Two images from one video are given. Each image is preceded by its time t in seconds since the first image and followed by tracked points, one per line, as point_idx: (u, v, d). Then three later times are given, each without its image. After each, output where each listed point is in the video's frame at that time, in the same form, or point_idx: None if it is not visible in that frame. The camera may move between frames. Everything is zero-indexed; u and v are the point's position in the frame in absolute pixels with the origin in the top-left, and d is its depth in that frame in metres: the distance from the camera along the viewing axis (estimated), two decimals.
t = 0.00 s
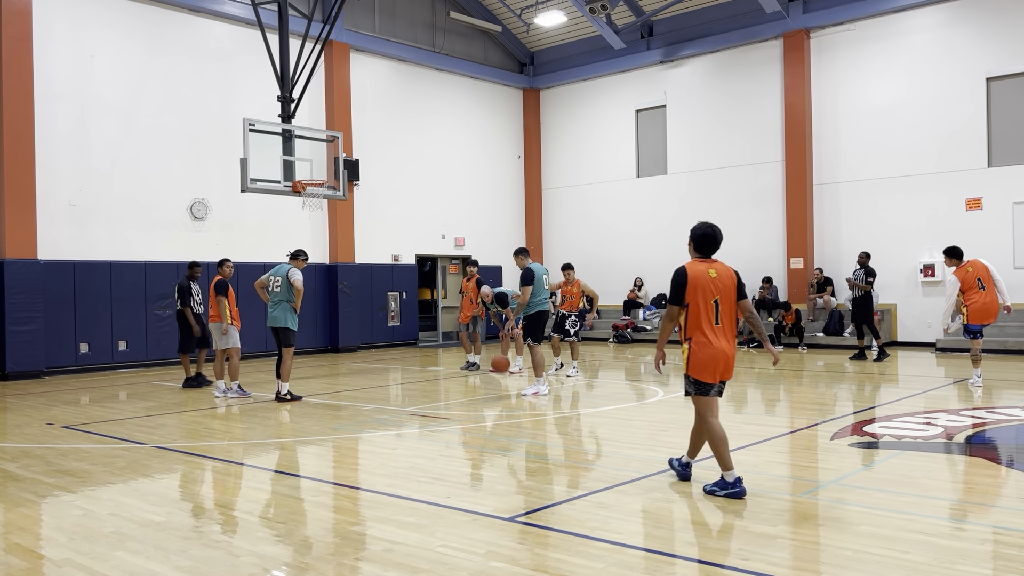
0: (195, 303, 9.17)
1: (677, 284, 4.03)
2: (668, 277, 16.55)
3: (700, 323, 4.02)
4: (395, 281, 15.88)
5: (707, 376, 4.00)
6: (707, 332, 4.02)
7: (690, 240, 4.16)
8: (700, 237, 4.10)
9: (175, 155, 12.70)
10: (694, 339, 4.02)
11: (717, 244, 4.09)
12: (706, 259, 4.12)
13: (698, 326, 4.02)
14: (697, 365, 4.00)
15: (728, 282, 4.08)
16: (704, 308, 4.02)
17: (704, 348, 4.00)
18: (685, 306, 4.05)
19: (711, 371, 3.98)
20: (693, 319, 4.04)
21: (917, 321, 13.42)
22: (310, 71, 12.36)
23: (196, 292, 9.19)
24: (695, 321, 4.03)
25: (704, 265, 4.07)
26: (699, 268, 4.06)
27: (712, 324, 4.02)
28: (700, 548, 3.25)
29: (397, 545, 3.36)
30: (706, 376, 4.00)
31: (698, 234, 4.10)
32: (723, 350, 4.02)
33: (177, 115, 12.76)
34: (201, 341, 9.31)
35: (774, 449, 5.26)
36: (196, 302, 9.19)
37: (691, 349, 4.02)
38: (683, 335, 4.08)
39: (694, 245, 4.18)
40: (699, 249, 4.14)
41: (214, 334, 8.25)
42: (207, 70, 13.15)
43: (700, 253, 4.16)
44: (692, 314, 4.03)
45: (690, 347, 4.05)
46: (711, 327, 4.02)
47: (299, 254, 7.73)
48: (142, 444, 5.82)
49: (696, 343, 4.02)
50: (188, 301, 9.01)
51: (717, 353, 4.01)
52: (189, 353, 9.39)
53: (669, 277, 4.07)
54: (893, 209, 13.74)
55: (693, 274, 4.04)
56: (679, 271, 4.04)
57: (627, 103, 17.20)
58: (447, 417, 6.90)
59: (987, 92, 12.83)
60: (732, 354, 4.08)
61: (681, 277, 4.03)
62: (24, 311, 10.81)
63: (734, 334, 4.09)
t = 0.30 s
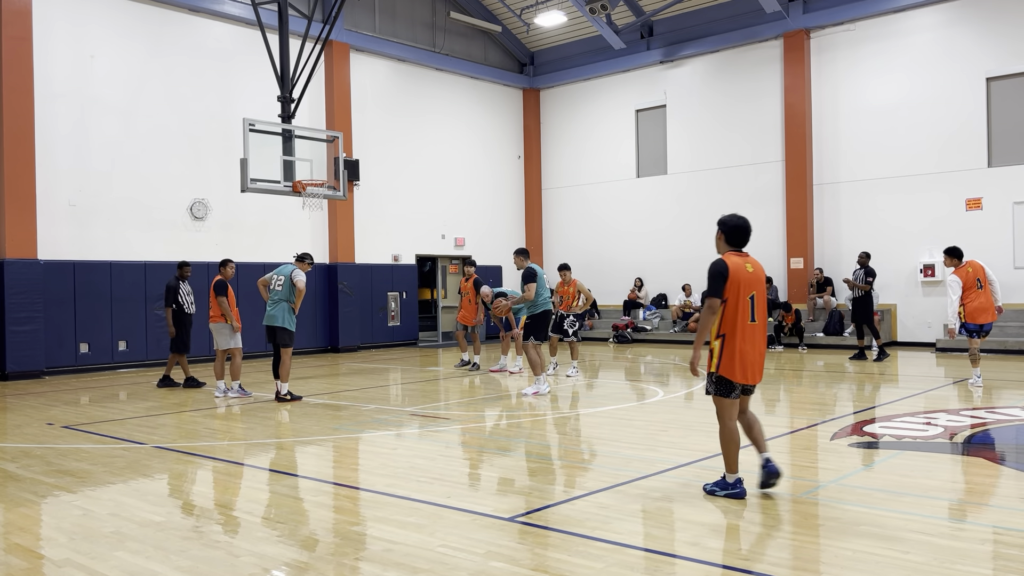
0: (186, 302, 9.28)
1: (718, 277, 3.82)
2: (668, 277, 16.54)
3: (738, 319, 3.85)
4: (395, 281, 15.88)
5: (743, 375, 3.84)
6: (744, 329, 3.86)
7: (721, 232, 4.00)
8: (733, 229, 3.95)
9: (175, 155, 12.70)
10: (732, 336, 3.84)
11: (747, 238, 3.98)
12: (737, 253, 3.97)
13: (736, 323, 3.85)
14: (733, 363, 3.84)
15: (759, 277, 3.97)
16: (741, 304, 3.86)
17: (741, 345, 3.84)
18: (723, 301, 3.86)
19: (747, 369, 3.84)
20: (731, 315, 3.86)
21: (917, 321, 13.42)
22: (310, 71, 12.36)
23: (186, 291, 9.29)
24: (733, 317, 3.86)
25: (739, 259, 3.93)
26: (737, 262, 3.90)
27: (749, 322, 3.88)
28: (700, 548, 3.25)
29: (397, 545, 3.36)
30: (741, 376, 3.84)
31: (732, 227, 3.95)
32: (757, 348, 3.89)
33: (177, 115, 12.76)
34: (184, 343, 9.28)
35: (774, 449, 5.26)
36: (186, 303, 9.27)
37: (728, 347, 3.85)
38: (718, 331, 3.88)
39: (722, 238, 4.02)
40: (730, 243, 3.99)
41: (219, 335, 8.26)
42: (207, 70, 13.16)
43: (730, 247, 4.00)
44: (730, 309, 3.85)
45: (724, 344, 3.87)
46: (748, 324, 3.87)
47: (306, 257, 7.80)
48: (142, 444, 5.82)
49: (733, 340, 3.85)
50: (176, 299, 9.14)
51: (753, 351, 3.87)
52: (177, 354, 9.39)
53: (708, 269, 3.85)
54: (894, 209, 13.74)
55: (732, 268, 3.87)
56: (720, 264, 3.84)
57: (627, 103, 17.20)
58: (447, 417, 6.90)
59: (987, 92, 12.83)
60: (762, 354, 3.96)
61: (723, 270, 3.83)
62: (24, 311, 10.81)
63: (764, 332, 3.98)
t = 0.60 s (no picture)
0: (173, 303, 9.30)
1: (763, 279, 3.68)
2: (668, 277, 16.55)
3: (780, 322, 3.73)
4: (394, 281, 15.88)
5: (783, 380, 3.73)
6: (787, 332, 3.74)
7: (766, 233, 3.84)
8: (779, 230, 3.79)
9: (175, 155, 12.70)
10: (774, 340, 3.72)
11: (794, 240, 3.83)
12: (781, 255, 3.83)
13: (780, 326, 3.72)
14: (774, 367, 3.72)
15: (801, 280, 3.84)
16: (784, 307, 3.74)
17: (783, 349, 3.72)
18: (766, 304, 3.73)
19: (788, 374, 3.73)
20: (774, 318, 3.73)
21: (917, 321, 13.42)
22: (310, 71, 12.36)
23: (175, 291, 9.29)
24: (776, 321, 3.72)
25: (784, 261, 3.79)
26: (782, 263, 3.76)
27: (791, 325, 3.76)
28: (700, 548, 3.25)
29: (397, 545, 3.35)
30: (782, 381, 3.73)
31: (780, 227, 3.79)
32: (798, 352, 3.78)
33: (177, 115, 12.76)
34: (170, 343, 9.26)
35: (774, 449, 5.26)
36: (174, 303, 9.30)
37: (770, 351, 3.72)
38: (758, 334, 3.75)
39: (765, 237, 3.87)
40: (774, 243, 3.84)
41: (222, 335, 8.27)
42: (207, 70, 13.16)
43: (773, 248, 3.86)
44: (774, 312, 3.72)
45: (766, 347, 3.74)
46: (789, 328, 3.75)
47: (307, 257, 7.80)
48: (142, 444, 5.82)
49: (776, 344, 3.72)
50: (164, 298, 9.15)
51: (794, 355, 3.75)
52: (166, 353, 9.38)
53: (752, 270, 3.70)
54: (894, 209, 13.74)
55: (776, 269, 3.73)
56: (766, 266, 3.69)
57: (627, 103, 17.20)
58: (447, 417, 6.89)
59: (987, 92, 12.83)
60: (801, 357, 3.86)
61: (768, 271, 3.69)
62: (24, 311, 10.81)
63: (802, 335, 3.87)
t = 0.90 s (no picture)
0: (165, 304, 9.31)
1: (793, 271, 3.59)
2: (668, 276, 16.55)
3: (814, 316, 3.59)
4: (395, 281, 15.88)
5: (821, 377, 3.56)
6: (824, 327, 3.60)
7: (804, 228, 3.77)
8: (818, 225, 3.71)
9: (175, 154, 12.70)
10: (807, 334, 3.58)
11: (832, 237, 3.73)
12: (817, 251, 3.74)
13: (813, 320, 3.59)
14: (809, 363, 3.58)
15: (838, 277, 3.72)
16: (817, 301, 3.61)
17: (817, 344, 3.57)
18: (797, 297, 3.62)
19: (827, 371, 3.56)
20: (807, 312, 3.60)
21: (917, 321, 13.43)
22: (310, 71, 12.36)
23: (167, 290, 9.32)
24: (809, 315, 3.60)
25: (819, 256, 3.69)
26: (816, 257, 3.66)
27: (827, 321, 3.62)
28: (699, 548, 3.25)
29: (397, 545, 3.35)
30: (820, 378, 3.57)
31: (816, 223, 3.71)
32: (835, 349, 3.61)
33: (177, 115, 12.76)
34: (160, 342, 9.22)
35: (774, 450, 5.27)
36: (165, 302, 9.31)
37: (806, 347, 3.58)
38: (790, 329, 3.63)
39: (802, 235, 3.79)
40: (811, 239, 3.76)
41: (227, 335, 8.24)
42: (207, 70, 13.16)
43: (810, 245, 3.77)
44: (806, 306, 3.61)
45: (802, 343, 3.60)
46: (827, 323, 3.61)
47: (304, 256, 7.79)
48: (143, 444, 5.82)
49: (809, 339, 3.58)
50: (156, 297, 9.16)
51: (831, 351, 3.59)
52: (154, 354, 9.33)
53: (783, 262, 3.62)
54: (894, 209, 13.73)
55: (809, 262, 3.63)
56: (797, 257, 3.61)
57: (627, 103, 17.20)
58: (447, 417, 6.90)
59: (987, 93, 12.83)
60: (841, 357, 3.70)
61: (800, 263, 3.60)
62: (24, 311, 10.81)
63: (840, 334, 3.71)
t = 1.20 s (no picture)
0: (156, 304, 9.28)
1: (808, 275, 3.48)
2: (668, 277, 16.55)
3: (832, 320, 3.49)
4: (394, 281, 15.88)
5: (838, 384, 3.46)
6: (842, 332, 3.49)
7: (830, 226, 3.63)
8: (844, 224, 3.57)
9: (175, 154, 12.70)
10: (823, 339, 3.49)
11: (860, 237, 3.57)
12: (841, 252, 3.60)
13: (831, 324, 3.49)
14: (826, 369, 3.47)
15: (863, 279, 3.57)
16: (836, 305, 3.49)
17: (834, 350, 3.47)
18: (814, 301, 3.52)
19: (844, 379, 3.46)
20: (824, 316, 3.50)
21: (917, 321, 13.43)
22: (310, 71, 12.35)
23: (158, 290, 9.31)
24: (826, 319, 3.49)
25: (841, 258, 3.55)
26: (837, 259, 3.53)
27: (846, 326, 3.50)
28: (699, 548, 3.25)
29: (397, 545, 3.35)
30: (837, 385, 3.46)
31: (842, 223, 3.57)
32: (855, 355, 3.50)
33: (177, 115, 12.76)
34: (151, 343, 9.19)
35: (774, 449, 5.27)
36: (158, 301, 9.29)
37: (822, 352, 3.49)
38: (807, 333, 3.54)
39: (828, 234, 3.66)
40: (836, 240, 3.63)
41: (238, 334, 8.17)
42: (207, 70, 13.16)
43: (836, 245, 3.63)
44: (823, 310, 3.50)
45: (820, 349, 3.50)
46: (845, 328, 3.50)
47: (300, 256, 7.73)
48: (143, 444, 5.82)
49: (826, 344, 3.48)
50: (148, 298, 9.13)
51: (850, 357, 3.48)
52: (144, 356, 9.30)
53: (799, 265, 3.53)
54: (894, 209, 13.73)
55: (827, 264, 3.51)
56: (813, 260, 3.50)
57: (627, 103, 17.20)
58: (447, 417, 6.90)
59: (987, 93, 12.83)
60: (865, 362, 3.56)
61: (815, 266, 3.49)
62: (24, 311, 10.81)
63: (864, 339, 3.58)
